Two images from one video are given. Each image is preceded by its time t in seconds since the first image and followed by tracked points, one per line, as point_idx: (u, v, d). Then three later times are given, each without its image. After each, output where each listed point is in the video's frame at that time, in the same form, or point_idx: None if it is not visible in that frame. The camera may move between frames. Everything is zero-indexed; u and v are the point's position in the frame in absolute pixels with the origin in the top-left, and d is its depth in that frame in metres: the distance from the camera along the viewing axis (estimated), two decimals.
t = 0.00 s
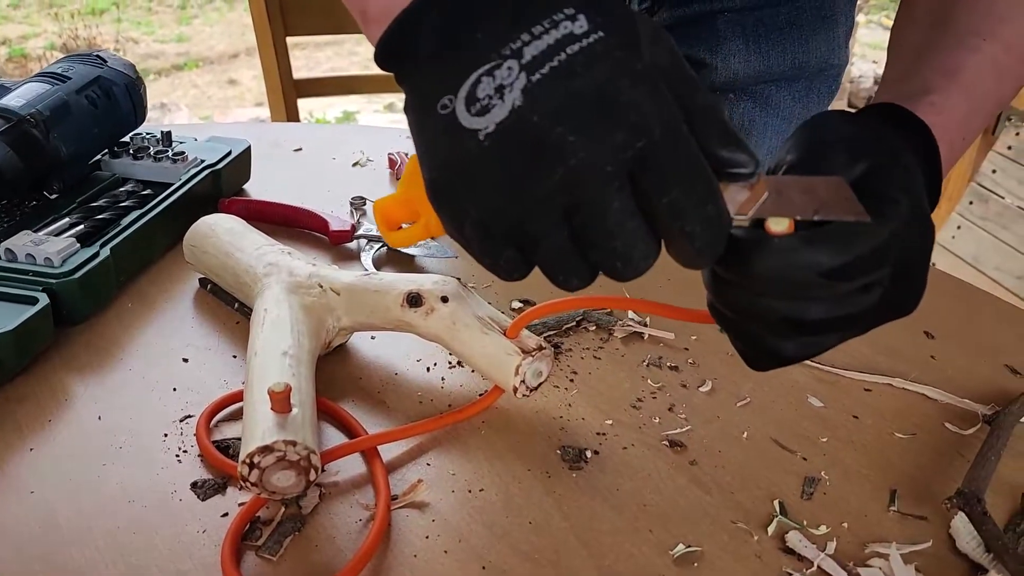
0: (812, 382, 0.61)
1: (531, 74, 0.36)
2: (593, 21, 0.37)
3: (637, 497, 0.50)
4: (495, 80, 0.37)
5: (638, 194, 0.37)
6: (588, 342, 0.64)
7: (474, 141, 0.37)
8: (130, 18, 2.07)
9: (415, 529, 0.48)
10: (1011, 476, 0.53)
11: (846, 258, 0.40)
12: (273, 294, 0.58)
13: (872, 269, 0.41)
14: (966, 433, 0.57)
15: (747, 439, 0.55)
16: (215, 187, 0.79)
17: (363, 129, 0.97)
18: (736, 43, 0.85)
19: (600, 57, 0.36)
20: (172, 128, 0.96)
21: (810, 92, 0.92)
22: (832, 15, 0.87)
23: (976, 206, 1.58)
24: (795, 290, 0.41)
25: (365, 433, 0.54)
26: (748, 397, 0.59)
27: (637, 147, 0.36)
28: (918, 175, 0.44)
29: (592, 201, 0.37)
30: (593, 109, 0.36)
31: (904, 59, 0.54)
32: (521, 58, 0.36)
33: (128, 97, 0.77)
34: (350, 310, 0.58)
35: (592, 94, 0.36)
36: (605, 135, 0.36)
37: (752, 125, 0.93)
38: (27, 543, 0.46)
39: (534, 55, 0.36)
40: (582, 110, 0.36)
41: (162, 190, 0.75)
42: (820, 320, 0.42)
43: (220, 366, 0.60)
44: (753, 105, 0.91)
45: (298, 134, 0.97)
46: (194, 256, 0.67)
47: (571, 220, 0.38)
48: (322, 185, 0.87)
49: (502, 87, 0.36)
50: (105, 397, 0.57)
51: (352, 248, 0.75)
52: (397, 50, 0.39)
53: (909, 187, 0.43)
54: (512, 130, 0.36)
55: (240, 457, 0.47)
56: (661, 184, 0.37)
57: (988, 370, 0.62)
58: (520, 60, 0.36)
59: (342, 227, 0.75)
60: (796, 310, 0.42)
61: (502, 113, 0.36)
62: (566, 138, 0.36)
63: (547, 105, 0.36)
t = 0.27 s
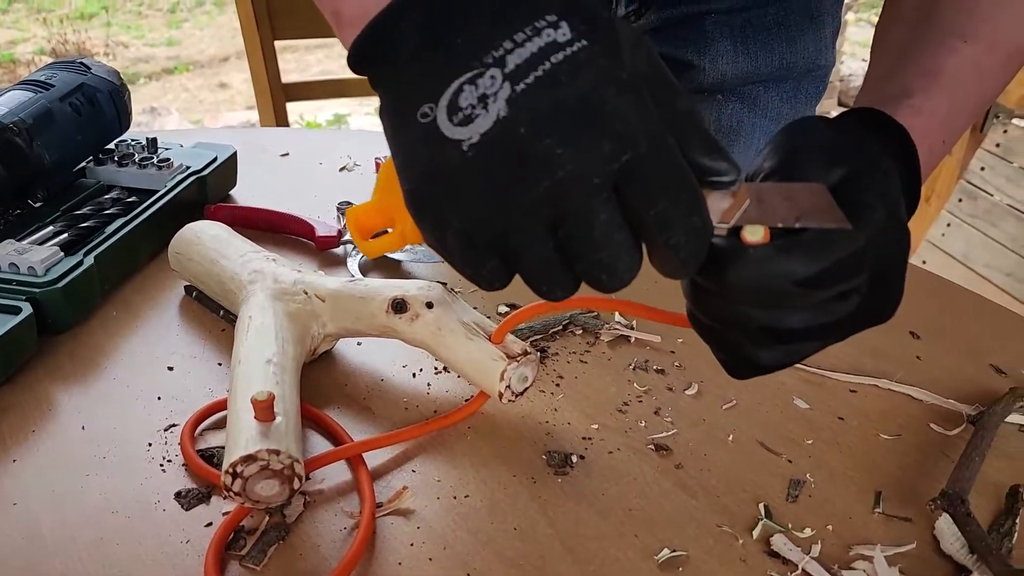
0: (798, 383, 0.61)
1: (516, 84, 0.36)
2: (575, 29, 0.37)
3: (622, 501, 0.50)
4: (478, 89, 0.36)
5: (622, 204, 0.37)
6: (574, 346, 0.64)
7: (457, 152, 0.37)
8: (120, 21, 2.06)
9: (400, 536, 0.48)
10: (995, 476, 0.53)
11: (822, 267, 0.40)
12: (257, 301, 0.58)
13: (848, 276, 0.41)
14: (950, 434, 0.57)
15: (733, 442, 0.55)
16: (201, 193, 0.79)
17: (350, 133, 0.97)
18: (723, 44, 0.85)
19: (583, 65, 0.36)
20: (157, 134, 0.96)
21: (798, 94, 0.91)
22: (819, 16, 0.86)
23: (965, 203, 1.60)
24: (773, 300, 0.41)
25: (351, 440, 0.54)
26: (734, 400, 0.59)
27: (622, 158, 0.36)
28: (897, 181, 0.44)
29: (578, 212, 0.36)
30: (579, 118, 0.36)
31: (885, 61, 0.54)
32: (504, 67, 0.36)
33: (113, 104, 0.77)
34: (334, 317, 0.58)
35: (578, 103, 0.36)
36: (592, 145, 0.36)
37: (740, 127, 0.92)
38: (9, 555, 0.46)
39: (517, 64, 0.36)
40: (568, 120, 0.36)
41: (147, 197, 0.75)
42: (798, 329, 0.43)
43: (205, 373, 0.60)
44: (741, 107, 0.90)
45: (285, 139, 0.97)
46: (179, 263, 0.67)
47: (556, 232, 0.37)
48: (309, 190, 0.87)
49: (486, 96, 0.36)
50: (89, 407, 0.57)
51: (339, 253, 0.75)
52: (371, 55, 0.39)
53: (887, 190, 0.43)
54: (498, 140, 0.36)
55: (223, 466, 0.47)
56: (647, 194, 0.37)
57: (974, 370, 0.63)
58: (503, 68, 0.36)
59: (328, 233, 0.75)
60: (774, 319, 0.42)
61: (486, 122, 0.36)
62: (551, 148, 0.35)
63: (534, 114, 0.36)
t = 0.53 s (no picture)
0: (774, 391, 0.60)
1: (463, 113, 0.35)
2: (525, 52, 0.36)
3: (593, 515, 0.50)
4: (425, 117, 0.35)
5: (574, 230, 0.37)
6: (548, 356, 0.63)
7: (407, 184, 0.36)
8: (106, 26, 2.01)
9: (366, 553, 0.47)
10: (969, 483, 0.53)
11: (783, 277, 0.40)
12: (224, 315, 0.57)
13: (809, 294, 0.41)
14: (925, 441, 0.56)
15: (707, 452, 0.55)
16: (172, 203, 0.78)
17: (327, 141, 0.96)
18: (701, 47, 0.84)
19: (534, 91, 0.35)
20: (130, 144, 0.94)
21: (776, 97, 0.91)
22: (796, 19, 0.86)
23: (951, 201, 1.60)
24: (733, 306, 0.41)
25: (319, 455, 0.53)
26: (708, 409, 0.58)
27: (570, 187, 0.36)
28: (860, 185, 0.44)
29: (529, 242, 0.36)
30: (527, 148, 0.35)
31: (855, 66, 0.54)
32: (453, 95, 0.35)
33: (81, 114, 0.76)
34: (303, 330, 0.57)
35: (524, 134, 0.35)
36: (541, 176, 0.35)
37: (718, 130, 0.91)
38: None
39: (465, 92, 0.35)
40: (515, 151, 0.35)
41: (117, 208, 0.74)
42: (763, 336, 0.42)
43: (173, 388, 0.59)
44: (720, 110, 0.90)
45: (261, 147, 0.96)
46: (147, 275, 0.66)
47: (509, 261, 0.37)
48: (284, 198, 0.86)
49: (433, 125, 0.35)
50: (53, 425, 0.56)
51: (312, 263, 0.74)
52: (329, 85, 0.37)
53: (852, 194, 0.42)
54: (445, 174, 0.35)
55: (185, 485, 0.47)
56: (599, 222, 0.37)
57: (951, 374, 0.62)
58: (449, 97, 0.35)
59: (301, 242, 0.74)
60: (737, 327, 0.41)
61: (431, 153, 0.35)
62: (499, 181, 0.35)
63: (480, 145, 0.35)
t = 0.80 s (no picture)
0: (754, 396, 0.60)
1: (430, 131, 0.35)
2: (492, 70, 0.36)
3: (570, 525, 0.49)
4: (390, 138, 0.36)
5: (545, 251, 0.37)
6: (527, 363, 0.63)
7: (372, 204, 0.36)
8: (91, 27, 1.89)
9: (340, 568, 0.46)
10: (949, 488, 0.53)
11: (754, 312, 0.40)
12: (196, 325, 0.56)
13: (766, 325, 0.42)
14: (905, 445, 0.56)
15: (686, 459, 0.54)
16: (148, 211, 0.77)
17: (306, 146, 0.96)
18: (682, 47, 0.84)
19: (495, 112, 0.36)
20: (108, 151, 0.94)
21: (761, 97, 0.90)
22: (778, 19, 0.85)
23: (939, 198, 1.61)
24: (699, 333, 0.41)
25: (292, 467, 0.52)
26: (688, 415, 0.58)
27: (543, 206, 0.36)
28: (834, 203, 0.44)
29: (501, 262, 0.36)
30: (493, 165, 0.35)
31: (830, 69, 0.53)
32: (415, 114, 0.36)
33: (54, 121, 0.75)
34: (276, 340, 0.57)
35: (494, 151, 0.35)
36: (511, 194, 0.35)
37: (702, 131, 0.90)
38: None
39: (431, 110, 0.35)
40: (484, 169, 0.35)
41: (91, 217, 0.73)
42: (729, 362, 0.42)
43: (146, 400, 0.58)
44: (704, 111, 0.89)
45: (240, 152, 0.95)
46: (120, 285, 0.65)
47: (480, 283, 0.37)
48: (263, 204, 0.85)
49: (399, 144, 0.35)
50: (22, 439, 0.55)
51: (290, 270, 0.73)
52: (289, 104, 0.38)
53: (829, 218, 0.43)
54: (412, 193, 0.35)
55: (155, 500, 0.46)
56: (569, 243, 0.36)
57: (931, 377, 0.62)
58: (415, 116, 0.35)
59: (279, 250, 0.73)
60: (703, 354, 0.42)
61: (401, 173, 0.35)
62: (469, 201, 0.35)
63: (451, 164, 0.35)
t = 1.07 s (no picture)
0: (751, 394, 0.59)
1: (324, 170, 0.35)
2: (403, 107, 0.36)
3: (567, 526, 0.49)
4: (297, 179, 0.36)
5: (415, 319, 0.35)
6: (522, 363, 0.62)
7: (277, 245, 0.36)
8: (82, 28, 1.83)
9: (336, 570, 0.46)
10: (948, 484, 0.52)
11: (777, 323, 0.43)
12: (189, 327, 0.56)
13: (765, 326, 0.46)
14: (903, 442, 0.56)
15: (683, 458, 0.54)
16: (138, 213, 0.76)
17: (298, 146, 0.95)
18: (674, 46, 0.84)
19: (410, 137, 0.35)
20: (98, 152, 0.93)
21: (754, 95, 0.89)
22: (770, 16, 0.84)
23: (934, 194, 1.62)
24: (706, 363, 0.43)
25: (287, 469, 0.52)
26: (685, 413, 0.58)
27: (411, 264, 0.34)
28: (851, 228, 0.48)
29: (367, 322, 0.35)
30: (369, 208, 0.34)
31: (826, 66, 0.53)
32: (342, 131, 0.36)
33: (43, 124, 0.74)
34: (269, 342, 0.56)
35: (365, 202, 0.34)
36: (376, 247, 0.34)
37: (695, 129, 0.90)
38: None
39: (332, 148, 0.36)
40: (357, 220, 0.35)
41: (81, 220, 0.72)
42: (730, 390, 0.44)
43: (138, 403, 0.58)
44: (696, 109, 0.88)
45: (231, 153, 0.94)
46: (111, 287, 0.64)
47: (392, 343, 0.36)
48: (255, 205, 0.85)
49: (300, 186, 0.36)
50: (13, 444, 0.54)
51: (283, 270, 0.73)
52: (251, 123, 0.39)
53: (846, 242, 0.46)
54: (299, 240, 0.35)
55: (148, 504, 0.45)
56: (433, 306, 0.35)
57: (929, 373, 0.62)
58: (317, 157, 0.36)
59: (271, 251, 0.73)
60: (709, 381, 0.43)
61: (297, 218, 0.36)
62: (339, 253, 0.35)
63: (319, 211, 0.35)
